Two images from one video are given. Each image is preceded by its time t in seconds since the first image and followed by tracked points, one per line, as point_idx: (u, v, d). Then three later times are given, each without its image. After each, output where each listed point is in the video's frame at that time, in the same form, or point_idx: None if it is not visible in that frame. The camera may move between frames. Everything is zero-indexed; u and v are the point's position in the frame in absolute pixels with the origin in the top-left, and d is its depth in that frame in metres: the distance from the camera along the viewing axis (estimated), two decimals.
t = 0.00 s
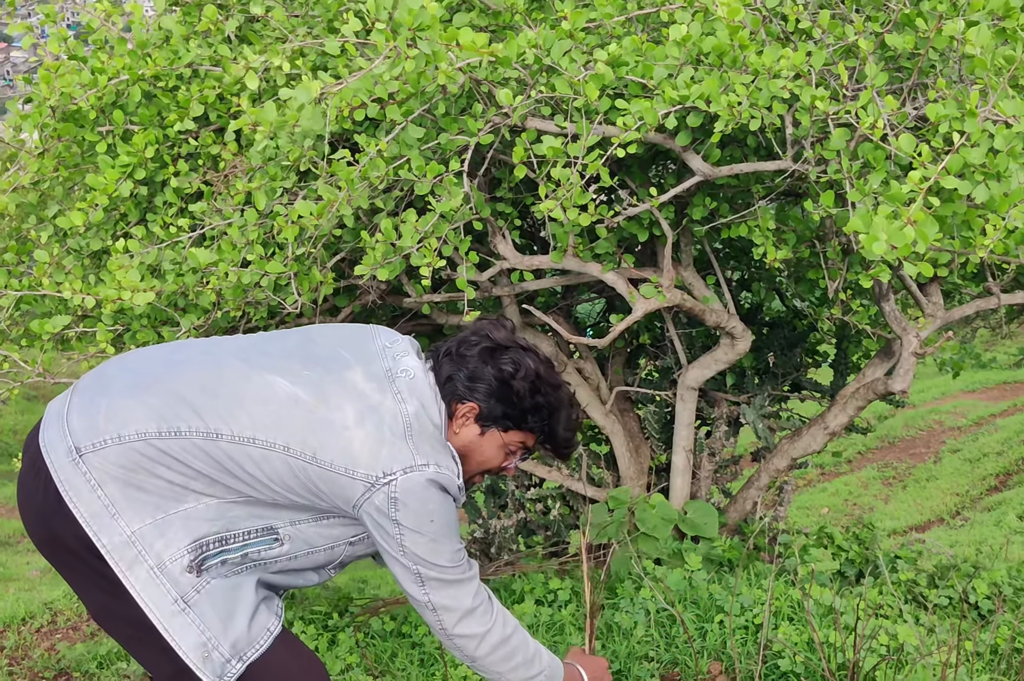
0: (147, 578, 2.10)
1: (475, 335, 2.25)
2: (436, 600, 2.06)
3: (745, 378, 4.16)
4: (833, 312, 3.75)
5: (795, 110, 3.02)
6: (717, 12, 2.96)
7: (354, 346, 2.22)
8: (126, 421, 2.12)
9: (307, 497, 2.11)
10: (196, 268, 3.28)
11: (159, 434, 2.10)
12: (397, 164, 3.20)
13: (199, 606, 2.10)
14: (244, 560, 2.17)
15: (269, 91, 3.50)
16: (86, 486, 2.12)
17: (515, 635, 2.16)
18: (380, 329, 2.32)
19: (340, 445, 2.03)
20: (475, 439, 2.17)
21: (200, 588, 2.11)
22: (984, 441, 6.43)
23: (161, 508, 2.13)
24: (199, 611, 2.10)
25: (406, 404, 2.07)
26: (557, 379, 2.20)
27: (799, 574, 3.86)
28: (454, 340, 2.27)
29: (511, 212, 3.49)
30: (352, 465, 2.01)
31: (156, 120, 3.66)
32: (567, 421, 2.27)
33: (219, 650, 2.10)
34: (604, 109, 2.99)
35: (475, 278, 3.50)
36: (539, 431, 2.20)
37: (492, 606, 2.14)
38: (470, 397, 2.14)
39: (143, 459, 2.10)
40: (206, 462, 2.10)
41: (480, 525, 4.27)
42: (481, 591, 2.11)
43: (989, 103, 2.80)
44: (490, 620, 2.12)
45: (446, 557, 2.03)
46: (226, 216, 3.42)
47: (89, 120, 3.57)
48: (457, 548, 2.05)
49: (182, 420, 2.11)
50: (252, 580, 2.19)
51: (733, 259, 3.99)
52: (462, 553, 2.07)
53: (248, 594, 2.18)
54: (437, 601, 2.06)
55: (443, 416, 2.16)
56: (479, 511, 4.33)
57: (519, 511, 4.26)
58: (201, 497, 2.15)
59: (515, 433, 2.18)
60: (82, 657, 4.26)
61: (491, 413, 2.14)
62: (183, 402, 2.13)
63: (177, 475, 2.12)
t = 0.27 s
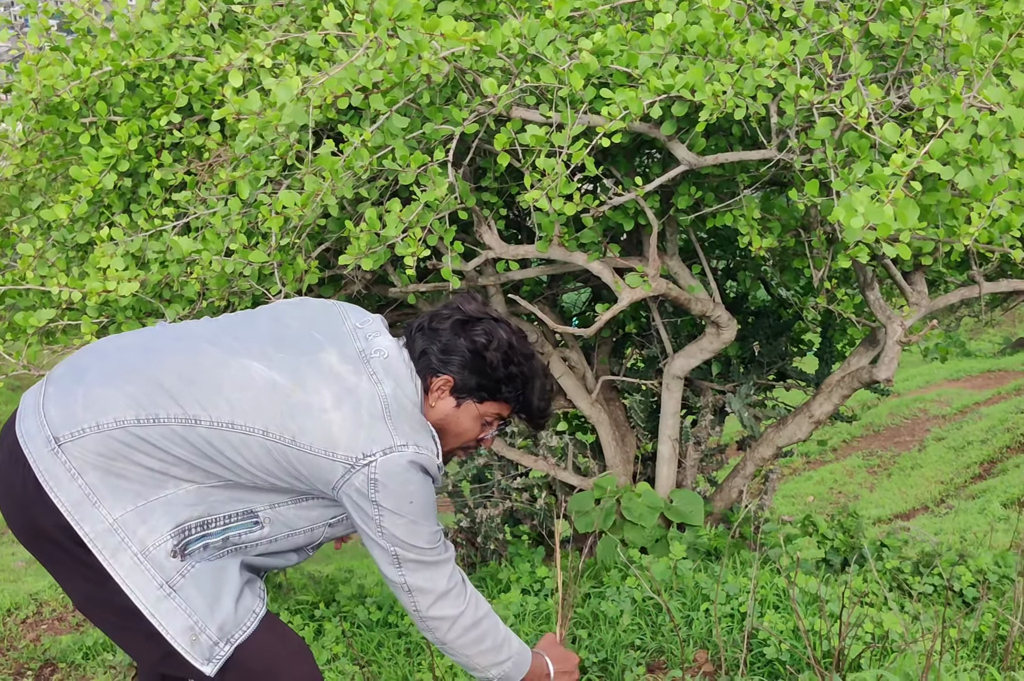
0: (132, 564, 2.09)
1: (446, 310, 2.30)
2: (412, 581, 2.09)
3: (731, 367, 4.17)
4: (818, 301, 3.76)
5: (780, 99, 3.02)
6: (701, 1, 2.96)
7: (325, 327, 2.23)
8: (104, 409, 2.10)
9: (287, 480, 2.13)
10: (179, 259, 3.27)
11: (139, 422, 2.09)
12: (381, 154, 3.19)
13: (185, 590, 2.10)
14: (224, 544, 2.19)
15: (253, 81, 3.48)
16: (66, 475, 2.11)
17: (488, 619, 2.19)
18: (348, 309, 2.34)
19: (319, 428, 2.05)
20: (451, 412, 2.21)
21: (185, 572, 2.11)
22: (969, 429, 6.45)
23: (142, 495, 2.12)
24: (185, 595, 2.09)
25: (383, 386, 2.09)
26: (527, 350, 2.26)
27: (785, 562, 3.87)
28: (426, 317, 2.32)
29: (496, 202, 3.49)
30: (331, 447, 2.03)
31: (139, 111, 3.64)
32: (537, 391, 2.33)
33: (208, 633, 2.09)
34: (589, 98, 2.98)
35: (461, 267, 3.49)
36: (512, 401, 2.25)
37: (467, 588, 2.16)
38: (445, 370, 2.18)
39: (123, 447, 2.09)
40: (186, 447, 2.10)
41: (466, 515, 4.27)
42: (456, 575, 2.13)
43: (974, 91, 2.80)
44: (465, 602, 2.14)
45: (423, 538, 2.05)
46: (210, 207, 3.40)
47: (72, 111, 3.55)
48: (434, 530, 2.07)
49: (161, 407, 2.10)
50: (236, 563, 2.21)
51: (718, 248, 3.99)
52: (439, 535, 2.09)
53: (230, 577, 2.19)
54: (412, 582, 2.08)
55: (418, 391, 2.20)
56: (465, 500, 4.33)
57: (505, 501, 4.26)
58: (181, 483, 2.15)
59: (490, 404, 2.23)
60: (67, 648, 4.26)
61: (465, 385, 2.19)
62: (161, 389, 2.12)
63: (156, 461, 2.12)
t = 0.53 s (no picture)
0: (102, 547, 2.08)
1: (407, 277, 2.31)
2: (370, 561, 2.10)
3: (718, 358, 4.17)
4: (805, 293, 3.77)
5: (768, 91, 3.02)
6: None
7: (287, 302, 2.24)
8: (70, 394, 2.10)
9: (254, 455, 2.15)
10: (166, 252, 3.26)
11: (105, 405, 2.09)
12: (369, 147, 3.18)
13: (156, 571, 2.10)
14: (195, 525, 2.19)
15: (239, 73, 3.47)
16: (33, 461, 2.10)
17: (438, 609, 2.18)
18: (309, 282, 2.35)
19: (285, 403, 2.07)
20: (419, 377, 2.24)
21: (156, 553, 2.11)
22: (955, 419, 6.48)
23: (110, 477, 2.12)
24: (156, 576, 2.10)
25: (347, 360, 2.11)
26: (490, 311, 2.29)
27: (771, 552, 3.88)
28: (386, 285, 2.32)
29: (483, 194, 3.48)
30: (298, 421, 2.06)
31: (126, 102, 3.62)
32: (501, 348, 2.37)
33: (179, 612, 2.09)
34: (576, 90, 2.98)
35: (448, 259, 3.49)
36: (479, 362, 2.29)
37: (424, 576, 2.16)
38: (412, 339, 2.20)
39: (89, 430, 2.09)
40: (154, 428, 2.10)
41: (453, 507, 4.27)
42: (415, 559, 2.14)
43: (961, 85, 2.81)
44: (421, 587, 2.15)
45: (383, 516, 2.06)
46: (198, 199, 3.39)
47: (58, 103, 3.54)
48: (396, 510, 2.08)
49: (126, 389, 2.10)
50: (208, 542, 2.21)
51: (705, 240, 4.00)
52: (400, 515, 2.10)
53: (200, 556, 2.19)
54: (370, 560, 2.09)
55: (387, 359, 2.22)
56: (453, 492, 4.33)
57: (492, 492, 4.26)
58: (149, 464, 2.14)
59: (457, 366, 2.27)
60: (54, 640, 4.25)
61: (433, 351, 2.21)
62: (126, 370, 2.12)
63: (124, 443, 2.11)
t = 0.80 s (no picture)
0: (75, 539, 2.08)
1: (379, 265, 2.33)
2: (337, 555, 2.10)
3: (705, 353, 4.17)
4: (792, 287, 3.77)
5: (754, 86, 3.02)
6: None
7: (257, 294, 2.24)
8: (41, 388, 2.09)
9: (226, 447, 2.15)
10: (152, 247, 3.24)
11: (77, 398, 2.08)
12: (355, 141, 3.18)
13: (130, 560, 2.10)
14: (167, 517, 2.19)
15: (225, 68, 3.46)
16: (4, 455, 2.09)
17: (401, 608, 2.19)
18: (277, 274, 2.35)
19: (257, 395, 2.07)
20: (398, 365, 2.28)
21: (129, 543, 2.11)
22: (941, 413, 6.50)
23: (82, 470, 2.11)
24: (130, 565, 2.09)
25: (317, 352, 2.12)
26: (462, 298, 2.34)
27: (758, 547, 3.89)
28: (357, 274, 2.34)
29: (469, 188, 3.48)
30: (269, 413, 2.06)
31: (110, 98, 3.61)
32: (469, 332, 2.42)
33: (154, 598, 2.09)
34: (563, 84, 2.98)
35: (435, 254, 3.48)
36: (452, 348, 2.34)
37: (389, 573, 2.17)
38: (392, 328, 2.23)
39: (61, 424, 2.08)
40: (126, 422, 2.09)
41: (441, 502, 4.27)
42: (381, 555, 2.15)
43: (947, 78, 2.81)
44: (386, 583, 2.15)
45: (352, 509, 2.07)
46: (183, 194, 3.38)
47: (42, 99, 3.52)
48: (365, 503, 2.09)
49: (98, 383, 2.09)
50: (181, 533, 2.21)
51: (692, 234, 3.99)
52: (369, 509, 2.11)
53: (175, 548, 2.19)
54: (338, 554, 2.09)
55: (366, 348, 2.25)
56: (440, 486, 4.33)
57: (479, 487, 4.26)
58: (121, 457, 2.14)
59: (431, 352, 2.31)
60: (41, 637, 4.23)
61: (412, 338, 2.25)
62: (97, 364, 2.10)
63: (95, 436, 2.10)
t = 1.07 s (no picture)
0: (55, 534, 2.07)
1: (351, 245, 2.31)
2: (319, 542, 2.11)
3: (694, 347, 4.17)
4: (781, 282, 3.77)
5: (742, 81, 3.02)
6: None
7: (229, 282, 2.24)
8: (14, 384, 2.07)
9: (203, 438, 2.15)
10: (140, 244, 3.23)
11: (51, 395, 2.07)
12: (343, 137, 3.17)
13: (111, 554, 2.09)
14: (147, 511, 2.19)
15: (212, 65, 3.45)
16: None
17: (388, 592, 2.20)
18: (250, 260, 2.34)
19: (231, 386, 2.07)
20: (374, 346, 2.27)
21: (110, 537, 2.10)
22: (930, 408, 6.51)
23: (58, 465, 2.10)
24: (111, 559, 2.09)
25: (291, 340, 2.12)
26: (439, 278, 2.31)
27: (749, 541, 3.89)
28: (330, 257, 2.32)
29: (458, 184, 3.47)
30: (244, 404, 2.06)
31: (97, 96, 3.60)
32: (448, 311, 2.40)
33: (135, 592, 2.09)
34: (552, 79, 2.97)
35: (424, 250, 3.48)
36: (429, 329, 2.32)
37: (375, 557, 2.18)
38: (366, 310, 2.21)
39: (36, 421, 2.07)
40: (101, 416, 2.09)
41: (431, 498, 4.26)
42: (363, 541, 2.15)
43: (934, 72, 2.81)
44: (369, 570, 2.16)
45: (332, 496, 2.08)
46: (171, 191, 3.37)
47: (28, 98, 3.51)
48: (343, 490, 2.10)
49: (71, 378, 2.08)
50: (162, 526, 2.20)
51: (681, 229, 3.99)
52: (349, 496, 2.12)
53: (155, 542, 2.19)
54: (319, 541, 2.10)
55: (342, 329, 2.23)
56: (430, 482, 4.32)
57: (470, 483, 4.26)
58: (97, 450, 2.13)
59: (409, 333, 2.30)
60: (31, 635, 4.22)
61: (387, 320, 2.23)
62: (69, 359, 2.10)
63: (71, 431, 2.10)
